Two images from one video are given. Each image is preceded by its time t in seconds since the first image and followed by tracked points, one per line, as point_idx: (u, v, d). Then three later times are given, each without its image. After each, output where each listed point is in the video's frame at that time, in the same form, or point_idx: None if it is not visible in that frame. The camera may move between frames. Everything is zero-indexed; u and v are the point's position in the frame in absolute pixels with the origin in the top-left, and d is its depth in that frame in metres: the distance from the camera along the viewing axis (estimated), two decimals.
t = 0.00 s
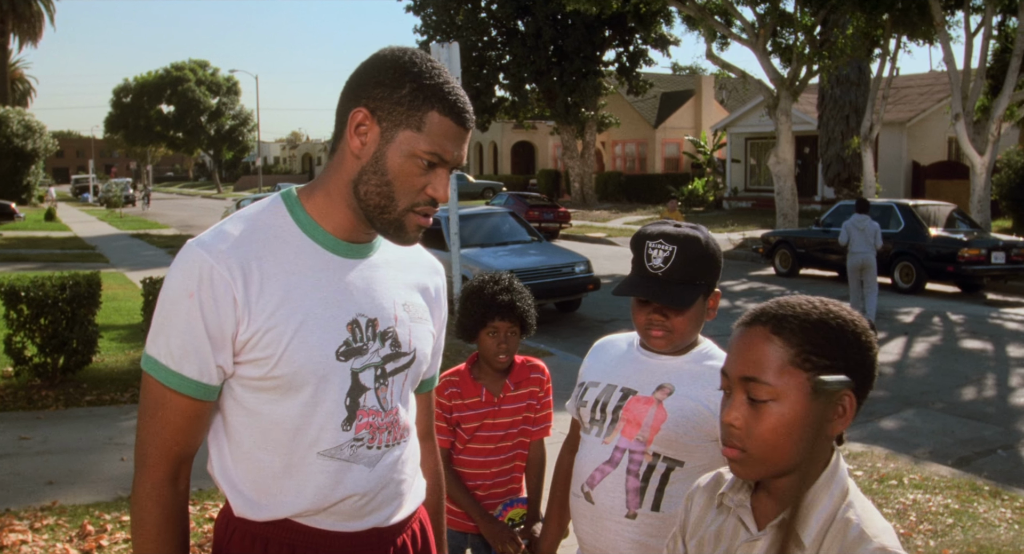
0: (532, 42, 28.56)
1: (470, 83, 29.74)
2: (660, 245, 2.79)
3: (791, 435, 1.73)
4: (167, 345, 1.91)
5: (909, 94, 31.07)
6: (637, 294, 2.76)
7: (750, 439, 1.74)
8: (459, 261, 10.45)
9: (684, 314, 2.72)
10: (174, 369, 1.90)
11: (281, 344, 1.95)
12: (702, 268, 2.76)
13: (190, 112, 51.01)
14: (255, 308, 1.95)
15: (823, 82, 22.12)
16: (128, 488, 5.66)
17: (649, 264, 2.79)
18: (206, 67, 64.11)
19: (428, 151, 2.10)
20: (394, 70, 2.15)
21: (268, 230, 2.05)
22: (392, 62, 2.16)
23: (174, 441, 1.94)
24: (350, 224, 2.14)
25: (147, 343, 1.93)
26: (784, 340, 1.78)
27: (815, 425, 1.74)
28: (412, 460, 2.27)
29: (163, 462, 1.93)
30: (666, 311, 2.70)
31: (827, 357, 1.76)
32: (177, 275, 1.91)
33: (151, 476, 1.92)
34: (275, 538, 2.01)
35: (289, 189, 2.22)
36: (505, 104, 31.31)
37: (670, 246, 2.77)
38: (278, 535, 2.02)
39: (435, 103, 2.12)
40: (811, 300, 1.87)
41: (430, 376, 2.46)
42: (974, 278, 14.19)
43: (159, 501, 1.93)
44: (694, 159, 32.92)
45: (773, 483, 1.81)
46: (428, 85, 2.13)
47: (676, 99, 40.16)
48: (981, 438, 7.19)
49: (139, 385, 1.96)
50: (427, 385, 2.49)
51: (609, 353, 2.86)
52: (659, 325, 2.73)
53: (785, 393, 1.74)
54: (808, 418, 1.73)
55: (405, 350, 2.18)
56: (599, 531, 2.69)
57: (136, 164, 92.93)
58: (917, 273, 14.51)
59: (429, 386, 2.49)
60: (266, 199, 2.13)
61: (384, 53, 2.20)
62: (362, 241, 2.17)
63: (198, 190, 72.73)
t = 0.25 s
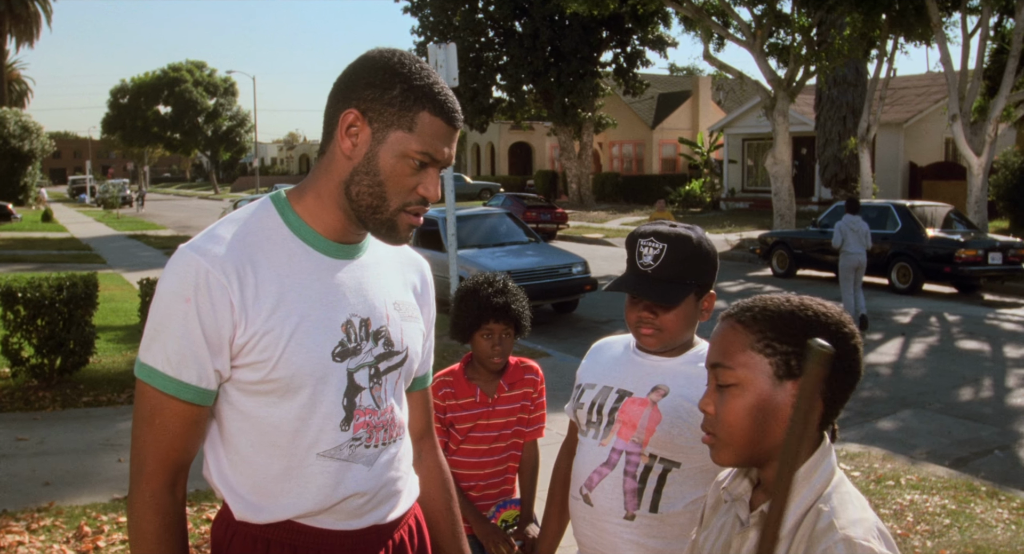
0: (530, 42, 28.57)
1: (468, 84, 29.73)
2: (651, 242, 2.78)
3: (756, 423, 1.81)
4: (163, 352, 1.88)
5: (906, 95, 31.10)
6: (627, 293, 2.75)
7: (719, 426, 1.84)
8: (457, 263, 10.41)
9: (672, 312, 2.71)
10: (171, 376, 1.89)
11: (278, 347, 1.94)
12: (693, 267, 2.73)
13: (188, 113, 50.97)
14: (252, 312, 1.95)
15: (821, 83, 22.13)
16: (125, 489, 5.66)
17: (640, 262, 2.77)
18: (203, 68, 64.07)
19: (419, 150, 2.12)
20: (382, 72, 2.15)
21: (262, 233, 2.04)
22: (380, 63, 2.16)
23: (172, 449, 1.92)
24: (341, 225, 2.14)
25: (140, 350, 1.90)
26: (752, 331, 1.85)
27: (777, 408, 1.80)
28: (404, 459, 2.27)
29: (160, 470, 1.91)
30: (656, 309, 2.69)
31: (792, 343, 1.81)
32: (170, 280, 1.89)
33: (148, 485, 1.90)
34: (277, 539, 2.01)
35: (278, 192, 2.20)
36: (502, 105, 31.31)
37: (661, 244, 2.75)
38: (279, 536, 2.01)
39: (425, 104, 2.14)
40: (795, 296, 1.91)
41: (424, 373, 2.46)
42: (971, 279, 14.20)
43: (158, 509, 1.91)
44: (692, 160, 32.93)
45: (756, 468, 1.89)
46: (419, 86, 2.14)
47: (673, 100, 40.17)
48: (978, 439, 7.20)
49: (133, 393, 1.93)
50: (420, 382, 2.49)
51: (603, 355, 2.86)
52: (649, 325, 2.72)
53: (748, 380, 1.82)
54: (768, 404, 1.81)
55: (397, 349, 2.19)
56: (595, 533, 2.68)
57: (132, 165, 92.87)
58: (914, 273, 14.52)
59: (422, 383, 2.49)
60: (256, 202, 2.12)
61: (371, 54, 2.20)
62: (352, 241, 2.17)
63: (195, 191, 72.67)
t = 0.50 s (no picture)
0: (528, 43, 28.57)
1: (466, 85, 29.70)
2: (649, 235, 2.77)
3: (737, 405, 1.95)
4: (160, 355, 1.88)
5: (904, 95, 31.12)
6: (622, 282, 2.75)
7: (706, 411, 2.00)
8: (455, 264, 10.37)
9: (662, 306, 2.70)
10: (166, 377, 1.88)
11: (273, 348, 1.94)
12: (689, 263, 2.71)
13: (186, 113, 50.93)
14: (247, 312, 1.95)
15: (819, 83, 22.13)
16: (123, 489, 5.65)
17: (635, 252, 2.76)
18: (200, 68, 63.99)
19: (412, 149, 2.12)
20: (373, 73, 2.16)
21: (259, 234, 2.04)
22: (372, 65, 2.17)
23: (167, 451, 1.91)
24: (335, 226, 2.14)
25: (136, 352, 1.90)
26: (733, 322, 2.00)
27: (754, 389, 1.95)
28: (401, 456, 2.27)
29: (155, 472, 1.91)
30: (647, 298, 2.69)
31: (766, 330, 1.95)
32: (165, 282, 1.89)
33: (144, 485, 1.91)
34: (275, 538, 2.01)
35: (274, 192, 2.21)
36: (501, 105, 31.29)
37: (658, 237, 2.75)
38: (277, 537, 2.01)
39: (417, 103, 2.14)
40: (776, 288, 2.07)
41: (419, 372, 2.47)
42: (969, 279, 14.20)
43: (154, 511, 1.91)
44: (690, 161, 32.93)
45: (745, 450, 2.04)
46: (411, 85, 2.15)
47: (671, 100, 40.17)
48: (976, 439, 7.20)
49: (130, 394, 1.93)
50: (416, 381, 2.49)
51: (599, 356, 2.86)
52: (638, 317, 2.72)
53: (728, 365, 1.97)
54: (747, 387, 1.95)
55: (393, 347, 2.18)
56: (598, 537, 2.68)
57: (130, 165, 92.77)
58: (912, 274, 14.54)
59: (417, 383, 2.50)
60: (253, 201, 2.12)
61: (365, 54, 2.20)
62: (348, 240, 2.17)
63: (193, 191, 72.59)
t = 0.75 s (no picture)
0: (527, 43, 28.56)
1: (465, 85, 29.67)
2: (655, 231, 2.77)
3: (732, 404, 1.98)
4: (159, 353, 1.88)
5: (903, 95, 31.12)
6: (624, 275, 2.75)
7: (704, 410, 2.02)
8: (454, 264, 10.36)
9: (662, 302, 2.70)
10: (166, 376, 1.89)
11: (271, 348, 1.94)
12: (691, 261, 2.70)
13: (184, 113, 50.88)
14: (246, 311, 1.95)
15: (818, 83, 22.13)
16: (122, 490, 5.66)
17: (641, 246, 2.75)
18: (199, 67, 63.93)
19: (411, 149, 2.12)
20: (374, 73, 2.15)
21: (258, 234, 2.04)
22: (372, 65, 2.17)
23: (167, 449, 1.92)
24: (334, 225, 2.14)
25: (136, 351, 1.91)
26: (727, 322, 2.02)
27: (747, 389, 1.97)
28: (398, 455, 2.27)
29: (154, 470, 1.92)
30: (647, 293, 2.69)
31: (759, 330, 1.97)
32: (163, 280, 1.89)
33: (143, 483, 1.91)
34: (272, 537, 2.01)
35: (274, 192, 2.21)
36: (499, 105, 31.27)
37: (663, 234, 2.74)
38: (274, 534, 2.01)
39: (417, 103, 2.15)
40: (771, 283, 2.08)
41: (414, 373, 2.45)
42: (968, 279, 14.21)
43: (152, 508, 1.91)
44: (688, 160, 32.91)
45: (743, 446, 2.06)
46: (411, 85, 2.15)
47: (670, 100, 40.16)
48: (975, 439, 7.21)
49: (130, 391, 1.93)
50: (412, 383, 2.49)
51: (598, 355, 2.86)
52: (638, 311, 2.72)
53: (724, 366, 1.99)
54: (743, 386, 1.97)
55: (391, 347, 2.19)
56: (598, 538, 2.69)
57: (129, 165, 92.71)
58: (911, 274, 14.54)
59: (412, 383, 2.50)
60: (252, 201, 2.12)
61: (365, 55, 2.20)
62: (346, 241, 2.17)
63: (192, 191, 72.52)
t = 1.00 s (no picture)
0: (526, 43, 28.55)
1: (464, 85, 29.66)
2: (657, 231, 2.75)
3: (737, 407, 1.98)
4: (161, 352, 1.88)
5: (902, 95, 31.14)
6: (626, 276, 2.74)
7: (712, 413, 2.03)
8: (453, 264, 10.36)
9: (662, 302, 2.71)
10: (168, 375, 1.88)
11: (275, 348, 1.94)
12: (693, 263, 2.70)
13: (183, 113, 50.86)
14: (250, 311, 1.95)
15: (817, 83, 22.14)
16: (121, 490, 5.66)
17: (643, 246, 2.74)
18: (198, 68, 63.92)
19: (417, 152, 2.13)
20: (379, 77, 2.15)
21: (260, 234, 2.04)
22: (377, 68, 2.17)
23: (168, 448, 1.92)
24: (337, 226, 2.15)
25: (137, 350, 1.91)
26: (731, 327, 2.02)
27: (752, 391, 1.97)
28: (398, 453, 2.27)
29: (155, 469, 1.92)
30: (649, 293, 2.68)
31: (763, 335, 1.97)
32: (167, 280, 1.89)
33: (143, 483, 1.91)
34: (272, 536, 2.02)
35: (275, 192, 2.20)
36: (499, 105, 31.27)
37: (666, 234, 2.73)
38: (275, 532, 2.02)
39: (423, 106, 2.15)
40: (779, 284, 2.08)
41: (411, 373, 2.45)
42: (967, 279, 14.22)
43: (154, 508, 1.91)
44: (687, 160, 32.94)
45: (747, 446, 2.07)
46: (417, 88, 2.15)
47: (669, 100, 40.16)
48: (974, 439, 7.22)
49: (130, 390, 1.93)
50: (408, 383, 2.49)
51: (597, 354, 2.85)
52: (639, 311, 2.72)
53: (730, 369, 2.00)
54: (748, 389, 1.98)
55: (392, 348, 2.19)
56: (594, 536, 2.70)
57: (128, 165, 92.66)
58: (910, 274, 14.54)
59: (409, 383, 2.49)
60: (254, 202, 2.12)
61: (368, 57, 2.20)
62: (348, 241, 2.18)
63: (191, 191, 72.48)
